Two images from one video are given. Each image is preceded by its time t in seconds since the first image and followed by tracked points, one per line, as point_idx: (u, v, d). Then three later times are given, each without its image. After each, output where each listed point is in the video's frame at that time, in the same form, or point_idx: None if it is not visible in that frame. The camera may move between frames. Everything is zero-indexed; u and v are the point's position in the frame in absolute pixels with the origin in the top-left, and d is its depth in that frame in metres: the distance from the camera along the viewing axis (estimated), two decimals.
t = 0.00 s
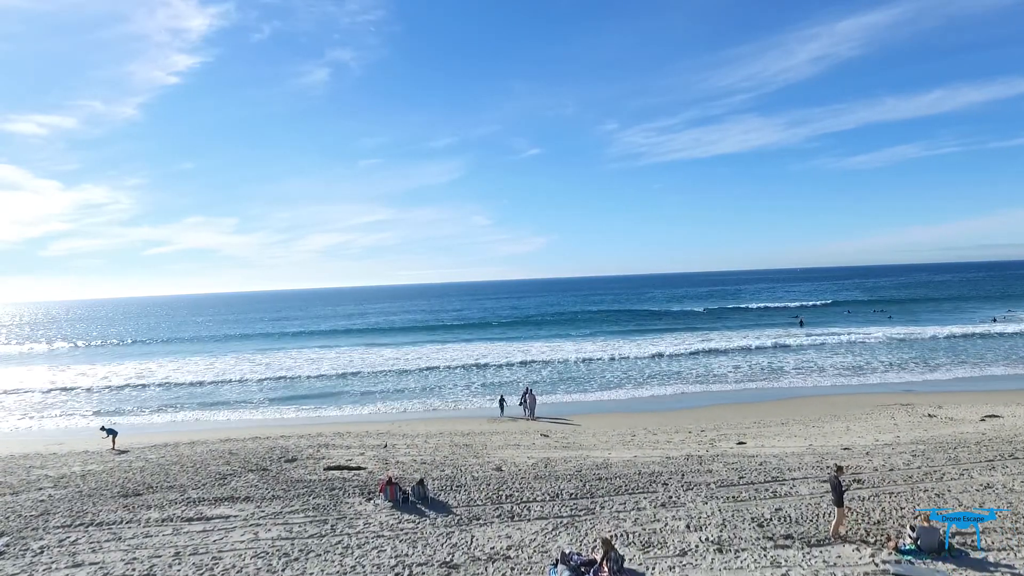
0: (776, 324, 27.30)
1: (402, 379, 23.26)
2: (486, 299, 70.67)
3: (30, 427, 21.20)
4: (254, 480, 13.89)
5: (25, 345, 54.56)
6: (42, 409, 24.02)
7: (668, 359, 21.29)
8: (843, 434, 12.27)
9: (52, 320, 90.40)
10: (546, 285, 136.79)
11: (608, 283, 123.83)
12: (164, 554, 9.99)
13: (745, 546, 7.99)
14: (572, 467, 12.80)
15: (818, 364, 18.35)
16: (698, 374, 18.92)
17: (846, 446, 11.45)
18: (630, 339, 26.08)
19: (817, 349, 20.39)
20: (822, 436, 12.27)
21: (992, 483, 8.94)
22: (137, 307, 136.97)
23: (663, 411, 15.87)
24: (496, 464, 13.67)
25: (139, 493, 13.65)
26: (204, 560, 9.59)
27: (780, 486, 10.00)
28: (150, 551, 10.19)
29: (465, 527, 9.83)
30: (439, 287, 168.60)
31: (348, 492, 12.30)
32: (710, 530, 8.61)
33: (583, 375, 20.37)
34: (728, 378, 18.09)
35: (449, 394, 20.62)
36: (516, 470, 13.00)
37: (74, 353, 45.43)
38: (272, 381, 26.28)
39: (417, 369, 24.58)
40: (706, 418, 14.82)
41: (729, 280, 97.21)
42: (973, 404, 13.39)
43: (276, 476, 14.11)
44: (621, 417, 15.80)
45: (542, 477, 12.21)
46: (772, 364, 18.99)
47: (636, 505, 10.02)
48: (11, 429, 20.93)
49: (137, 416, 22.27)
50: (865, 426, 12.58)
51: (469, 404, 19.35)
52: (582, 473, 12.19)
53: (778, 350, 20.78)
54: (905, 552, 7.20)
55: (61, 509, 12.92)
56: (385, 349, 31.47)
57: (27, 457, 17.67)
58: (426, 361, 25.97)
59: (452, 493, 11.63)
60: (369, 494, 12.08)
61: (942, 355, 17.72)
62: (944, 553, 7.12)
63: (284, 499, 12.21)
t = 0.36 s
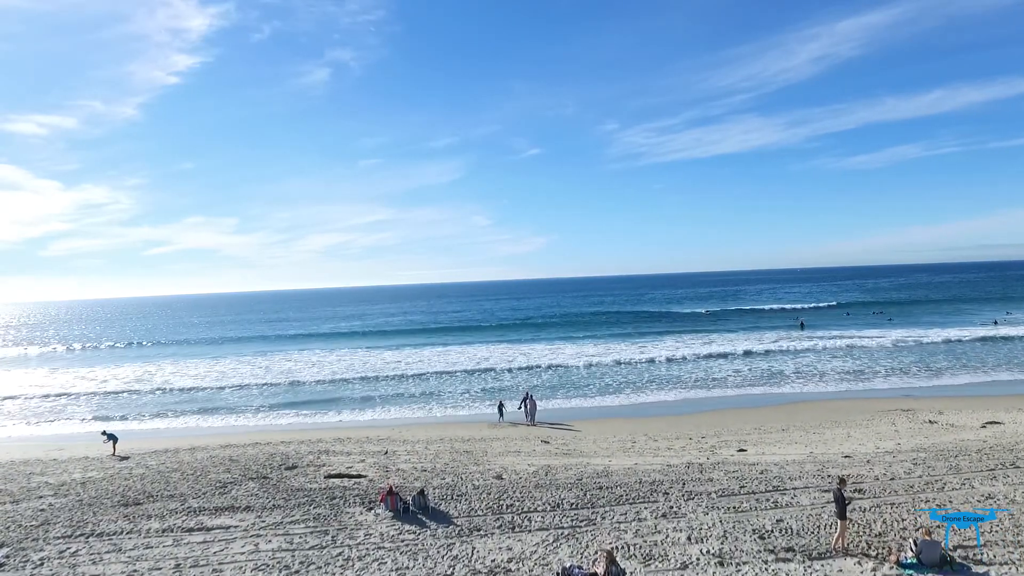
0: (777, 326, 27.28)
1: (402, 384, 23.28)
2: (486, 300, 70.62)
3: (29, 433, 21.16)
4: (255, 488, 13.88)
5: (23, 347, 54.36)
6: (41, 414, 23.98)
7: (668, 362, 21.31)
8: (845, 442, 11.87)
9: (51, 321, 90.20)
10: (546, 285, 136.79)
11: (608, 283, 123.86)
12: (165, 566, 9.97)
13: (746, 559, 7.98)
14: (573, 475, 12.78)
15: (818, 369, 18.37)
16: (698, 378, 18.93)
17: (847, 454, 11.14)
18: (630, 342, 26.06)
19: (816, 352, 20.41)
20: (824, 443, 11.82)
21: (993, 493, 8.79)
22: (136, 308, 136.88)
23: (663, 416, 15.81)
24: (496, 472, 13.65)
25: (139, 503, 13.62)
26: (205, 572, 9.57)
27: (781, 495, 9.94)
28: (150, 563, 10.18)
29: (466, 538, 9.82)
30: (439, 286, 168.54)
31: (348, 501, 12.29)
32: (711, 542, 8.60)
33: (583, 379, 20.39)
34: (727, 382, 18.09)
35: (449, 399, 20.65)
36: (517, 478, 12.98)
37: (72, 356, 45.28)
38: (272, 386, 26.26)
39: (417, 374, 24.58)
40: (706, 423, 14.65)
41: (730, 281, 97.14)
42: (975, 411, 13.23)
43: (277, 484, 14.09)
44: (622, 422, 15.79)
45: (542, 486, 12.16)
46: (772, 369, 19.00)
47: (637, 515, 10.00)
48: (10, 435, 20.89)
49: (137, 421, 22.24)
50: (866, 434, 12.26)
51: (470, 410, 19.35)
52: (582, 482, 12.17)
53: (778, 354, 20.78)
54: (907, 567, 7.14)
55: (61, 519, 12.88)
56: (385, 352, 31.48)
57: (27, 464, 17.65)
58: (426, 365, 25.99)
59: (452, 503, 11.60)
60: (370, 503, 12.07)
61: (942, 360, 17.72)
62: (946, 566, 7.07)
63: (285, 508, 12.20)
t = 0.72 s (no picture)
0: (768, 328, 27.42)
1: (395, 389, 23.22)
2: (479, 301, 70.53)
3: (17, 440, 20.91)
4: (246, 498, 13.77)
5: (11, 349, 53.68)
6: (30, 420, 23.71)
7: (660, 366, 21.38)
8: (833, 450, 11.13)
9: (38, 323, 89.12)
10: (540, 284, 136.77)
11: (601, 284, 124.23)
12: None
13: (736, 570, 8.01)
14: (565, 482, 12.77)
15: (808, 372, 18.48)
16: (690, 381, 18.99)
17: (838, 462, 10.69)
18: (623, 345, 26.08)
19: (807, 356, 20.54)
20: (814, 448, 11.53)
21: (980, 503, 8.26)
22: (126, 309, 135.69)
23: (654, 420, 15.64)
24: (488, 480, 13.59)
25: (128, 514, 13.46)
26: None
27: (773, 503, 9.93)
28: None
29: (458, 550, 9.78)
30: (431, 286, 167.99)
31: (340, 511, 12.22)
32: (702, 553, 8.61)
33: (576, 383, 20.41)
34: (719, 386, 18.15)
35: (442, 404, 20.62)
36: (509, 486, 12.95)
37: (61, 359, 44.81)
38: (264, 391, 26.10)
39: (410, 379, 24.50)
40: (697, 428, 14.34)
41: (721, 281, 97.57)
42: (969, 410, 12.31)
43: (268, 493, 13.97)
44: (614, 426, 15.76)
45: (535, 495, 12.13)
46: (763, 372, 19.09)
47: (629, 524, 10.01)
48: None
49: (127, 427, 22.03)
50: (853, 441, 11.32)
51: (462, 415, 19.30)
52: (575, 490, 12.14)
53: (770, 357, 20.85)
54: None
55: (49, 532, 12.72)
56: (378, 355, 31.39)
57: (15, 472, 17.44)
58: (419, 369, 25.93)
59: (445, 512, 11.57)
60: (362, 513, 12.01)
61: (928, 362, 17.82)
62: None
63: (276, 519, 12.12)
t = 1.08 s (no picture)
0: (742, 331, 27.88)
1: (371, 394, 22.97)
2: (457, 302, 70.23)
3: None
4: (216, 509, 13.42)
5: None
6: None
7: (635, 368, 21.58)
8: (805, 452, 11.12)
9: None
10: (519, 285, 137.23)
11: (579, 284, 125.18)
12: None
13: None
14: (541, 488, 12.80)
15: (779, 374, 18.84)
16: (664, 382, 19.18)
17: (808, 464, 10.62)
18: (600, 347, 26.24)
19: (777, 358, 20.96)
20: (785, 451, 11.44)
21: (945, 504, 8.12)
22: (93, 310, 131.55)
23: (627, 423, 15.46)
24: (464, 486, 13.51)
25: (93, 527, 13.02)
26: None
27: (744, 508, 10.07)
28: None
29: (433, 560, 9.71)
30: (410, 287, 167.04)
31: (314, 521, 12.01)
32: (676, 560, 8.70)
33: (553, 386, 20.45)
34: (693, 386, 18.35)
35: (418, 409, 20.46)
36: (485, 493, 12.91)
37: (24, 364, 43.23)
38: (237, 396, 25.56)
39: (387, 383, 24.22)
40: (671, 429, 14.29)
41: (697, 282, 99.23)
42: (935, 412, 12.24)
43: (240, 504, 13.64)
44: (589, 428, 15.81)
45: (510, 501, 12.11)
46: (736, 374, 19.38)
47: (605, 531, 10.08)
48: None
49: (93, 435, 21.33)
50: (824, 443, 11.32)
51: (439, 420, 19.17)
52: (550, 496, 12.17)
53: (743, 360, 21.17)
54: None
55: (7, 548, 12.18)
56: (354, 358, 31.02)
57: None
58: (396, 373, 25.70)
59: (419, 521, 11.48)
60: (337, 523, 11.83)
61: (895, 364, 18.28)
62: None
63: (247, 531, 11.85)
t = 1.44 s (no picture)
0: (704, 332, 28.41)
1: (333, 399, 22.37)
2: (423, 302, 69.44)
3: None
4: (169, 523, 12.66)
5: None
6: None
7: (600, 369, 21.69)
8: (762, 453, 11.24)
9: None
10: (486, 285, 137.18)
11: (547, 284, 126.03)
12: None
13: None
14: (505, 494, 12.62)
15: (739, 373, 19.23)
16: (628, 381, 19.32)
17: (764, 464, 10.70)
18: (566, 349, 26.27)
19: (737, 358, 21.44)
20: (743, 452, 11.50)
21: (894, 503, 8.21)
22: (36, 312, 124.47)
23: (588, 426, 15.35)
24: (427, 493, 13.22)
25: (35, 546, 11.91)
26: None
27: (705, 510, 10.10)
28: None
29: (395, 569, 9.44)
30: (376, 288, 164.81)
31: (273, 533, 11.50)
32: (639, 564, 8.65)
33: (518, 388, 20.33)
34: (655, 386, 18.54)
35: (381, 414, 20.02)
36: (449, 499, 12.67)
37: None
38: (192, 403, 24.48)
39: (349, 388, 23.58)
40: (633, 430, 14.33)
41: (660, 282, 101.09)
42: (883, 412, 12.59)
43: (194, 517, 12.91)
44: (553, 429, 15.74)
45: (473, 508, 11.87)
46: (699, 374, 19.68)
47: (568, 536, 10.00)
48: None
49: (32, 446, 20.00)
50: (779, 443, 11.50)
51: (403, 426, 18.78)
52: (514, 502, 12.01)
53: (704, 360, 21.52)
54: None
55: None
56: (316, 361, 30.20)
57: None
58: (359, 377, 25.12)
59: (382, 530, 11.13)
60: (296, 534, 11.40)
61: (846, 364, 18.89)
62: None
63: (202, 545, 11.24)
